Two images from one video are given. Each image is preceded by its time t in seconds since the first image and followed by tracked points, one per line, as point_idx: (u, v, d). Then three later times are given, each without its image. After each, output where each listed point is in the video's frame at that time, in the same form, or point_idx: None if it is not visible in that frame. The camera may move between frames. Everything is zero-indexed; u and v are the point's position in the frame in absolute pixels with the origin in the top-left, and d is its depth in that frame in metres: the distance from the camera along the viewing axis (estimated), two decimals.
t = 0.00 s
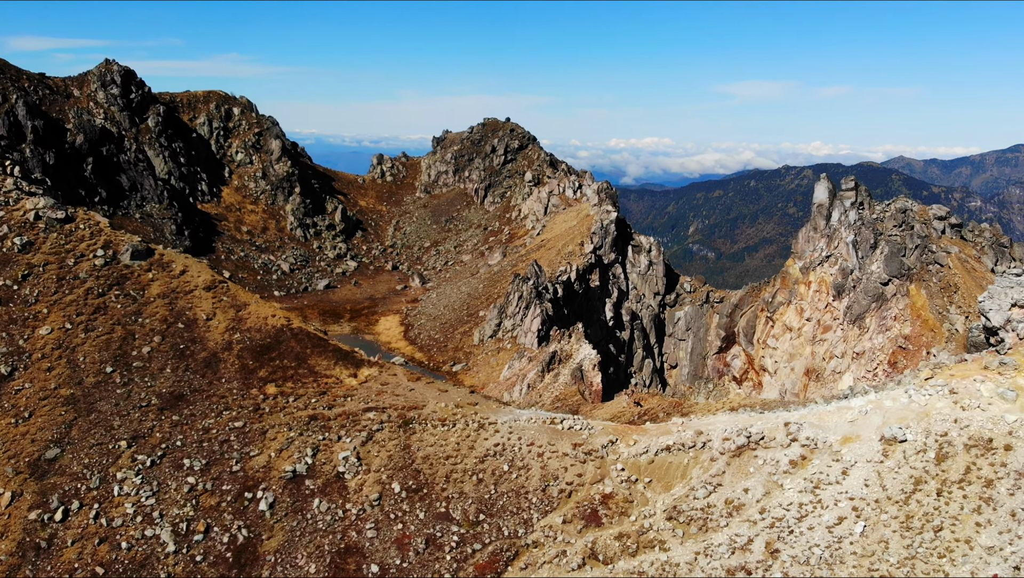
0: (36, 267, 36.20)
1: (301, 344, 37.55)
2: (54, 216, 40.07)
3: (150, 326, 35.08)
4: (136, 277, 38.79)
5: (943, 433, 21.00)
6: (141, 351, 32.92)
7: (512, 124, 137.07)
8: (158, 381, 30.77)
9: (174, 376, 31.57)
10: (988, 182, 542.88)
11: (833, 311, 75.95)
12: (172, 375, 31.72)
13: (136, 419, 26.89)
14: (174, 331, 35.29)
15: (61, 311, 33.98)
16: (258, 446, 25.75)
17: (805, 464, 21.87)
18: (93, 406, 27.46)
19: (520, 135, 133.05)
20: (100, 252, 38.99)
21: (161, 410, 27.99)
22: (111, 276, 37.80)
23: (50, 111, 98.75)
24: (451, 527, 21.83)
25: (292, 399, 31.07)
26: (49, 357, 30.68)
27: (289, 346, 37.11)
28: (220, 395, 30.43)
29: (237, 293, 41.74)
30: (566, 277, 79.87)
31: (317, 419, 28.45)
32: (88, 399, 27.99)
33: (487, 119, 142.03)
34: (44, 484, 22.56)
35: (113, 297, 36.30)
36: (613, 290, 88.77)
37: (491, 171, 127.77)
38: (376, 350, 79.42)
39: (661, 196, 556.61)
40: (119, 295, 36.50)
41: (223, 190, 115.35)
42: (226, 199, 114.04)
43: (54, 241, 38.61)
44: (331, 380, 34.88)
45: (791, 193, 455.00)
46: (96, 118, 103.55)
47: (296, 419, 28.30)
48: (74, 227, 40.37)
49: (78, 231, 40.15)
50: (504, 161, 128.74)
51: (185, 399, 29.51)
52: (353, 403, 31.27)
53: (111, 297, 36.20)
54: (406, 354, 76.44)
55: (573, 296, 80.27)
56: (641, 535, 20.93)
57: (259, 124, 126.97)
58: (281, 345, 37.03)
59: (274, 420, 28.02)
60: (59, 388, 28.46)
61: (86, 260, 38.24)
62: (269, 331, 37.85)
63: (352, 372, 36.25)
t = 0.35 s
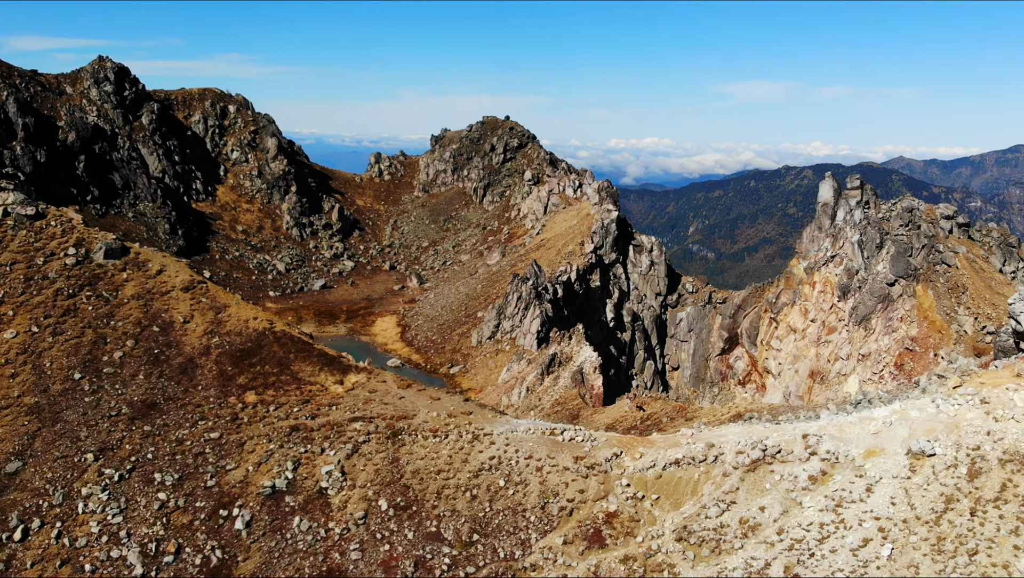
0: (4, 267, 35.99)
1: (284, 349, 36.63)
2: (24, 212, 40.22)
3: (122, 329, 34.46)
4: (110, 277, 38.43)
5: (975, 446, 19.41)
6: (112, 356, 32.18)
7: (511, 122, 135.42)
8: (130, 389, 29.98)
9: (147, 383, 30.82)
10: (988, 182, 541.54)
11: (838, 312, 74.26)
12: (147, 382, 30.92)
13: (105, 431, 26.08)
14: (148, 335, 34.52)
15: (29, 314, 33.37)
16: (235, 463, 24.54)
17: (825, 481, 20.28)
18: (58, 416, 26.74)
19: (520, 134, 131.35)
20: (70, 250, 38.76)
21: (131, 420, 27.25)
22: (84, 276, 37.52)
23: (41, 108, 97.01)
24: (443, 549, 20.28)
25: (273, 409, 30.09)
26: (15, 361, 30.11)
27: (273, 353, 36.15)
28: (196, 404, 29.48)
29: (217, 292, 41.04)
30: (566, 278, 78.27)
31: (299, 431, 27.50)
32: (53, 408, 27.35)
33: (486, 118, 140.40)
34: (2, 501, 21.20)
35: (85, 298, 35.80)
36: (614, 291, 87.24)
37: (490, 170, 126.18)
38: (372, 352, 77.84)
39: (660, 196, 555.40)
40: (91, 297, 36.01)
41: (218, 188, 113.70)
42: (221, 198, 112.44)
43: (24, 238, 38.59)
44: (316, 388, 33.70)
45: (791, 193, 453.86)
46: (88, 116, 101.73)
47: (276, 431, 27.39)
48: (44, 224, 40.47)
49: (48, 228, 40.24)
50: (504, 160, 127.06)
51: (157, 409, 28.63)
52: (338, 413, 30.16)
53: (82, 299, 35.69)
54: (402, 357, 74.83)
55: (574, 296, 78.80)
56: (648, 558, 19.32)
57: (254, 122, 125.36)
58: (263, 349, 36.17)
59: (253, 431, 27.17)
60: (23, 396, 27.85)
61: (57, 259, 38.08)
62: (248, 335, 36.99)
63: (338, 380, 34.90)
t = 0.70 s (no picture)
0: None
1: (263, 353, 37.66)
2: None
3: (91, 331, 35.60)
4: (81, 276, 39.94)
5: (1014, 460, 17.75)
6: (79, 361, 33.02)
7: (511, 120, 133.65)
8: (98, 397, 30.38)
9: (116, 390, 31.39)
10: (988, 182, 540.07)
11: (844, 313, 72.58)
12: (115, 389, 31.44)
13: (68, 442, 26.14)
14: (118, 338, 35.61)
15: None
16: (208, 478, 24.30)
17: (851, 499, 18.64)
18: (21, 426, 26.99)
19: (519, 132, 129.56)
20: (39, 249, 40.21)
21: (98, 430, 27.46)
22: (52, 274, 38.85)
23: (32, 104, 95.08)
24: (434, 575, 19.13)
25: (250, 418, 30.08)
26: None
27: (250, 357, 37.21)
28: (167, 412, 29.96)
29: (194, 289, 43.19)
30: (566, 278, 76.55)
31: (277, 443, 27.02)
32: (16, 417, 27.65)
33: (486, 116, 138.61)
34: None
35: (52, 298, 37.01)
36: (615, 290, 85.48)
37: (489, 169, 124.47)
38: (368, 353, 76.33)
39: (661, 196, 553.80)
40: (58, 297, 37.26)
41: (213, 187, 112.08)
42: (216, 197, 110.80)
43: None
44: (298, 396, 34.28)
45: (791, 194, 452.70)
46: (80, 112, 99.68)
47: (254, 442, 27.28)
48: (14, 220, 42.10)
49: (18, 225, 41.86)
50: (503, 158, 125.30)
51: (126, 417, 29.09)
52: (321, 422, 29.86)
53: (50, 299, 36.90)
54: (399, 358, 73.25)
55: (574, 297, 77.15)
56: None
57: (250, 120, 123.71)
58: (241, 353, 37.28)
59: (228, 443, 27.00)
60: None
61: (24, 256, 39.47)
62: (225, 339, 38.24)
63: (323, 388, 35.31)
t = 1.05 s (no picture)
0: None
1: (242, 358, 37.46)
2: None
3: (57, 335, 36.00)
4: (50, 274, 40.66)
5: None
6: (44, 367, 33.21)
7: (512, 118, 131.96)
8: (62, 407, 30.44)
9: (81, 398, 31.50)
10: (990, 182, 538.14)
11: (850, 314, 70.92)
12: (81, 398, 31.52)
13: (28, 456, 26.10)
14: (87, 343, 35.88)
15: None
16: (179, 495, 24.21)
17: (881, 519, 18.11)
18: None
19: (519, 130, 127.86)
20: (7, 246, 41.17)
21: (59, 443, 27.45)
22: (19, 273, 39.65)
23: (24, 101, 93.28)
24: None
25: (227, 428, 29.81)
26: None
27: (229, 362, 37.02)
28: (136, 423, 29.88)
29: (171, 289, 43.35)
30: (567, 277, 74.94)
31: (255, 457, 26.77)
32: None
33: (486, 113, 136.91)
34: None
35: (19, 300, 37.60)
36: (617, 290, 83.67)
37: (489, 167, 122.79)
38: (365, 354, 74.76)
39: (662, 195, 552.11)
40: (25, 299, 37.86)
41: (209, 185, 110.52)
42: (212, 195, 109.28)
43: None
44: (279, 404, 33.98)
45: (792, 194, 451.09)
46: (73, 109, 97.79)
47: (229, 455, 26.98)
48: None
49: None
50: (503, 156, 123.64)
51: (92, 427, 29.04)
52: (303, 434, 29.43)
53: (17, 301, 37.48)
54: (397, 359, 71.67)
55: (575, 297, 75.52)
56: None
57: (247, 117, 122.12)
58: (219, 358, 37.16)
59: (202, 456, 26.85)
60: None
61: None
62: (202, 342, 38.12)
63: (306, 395, 34.93)
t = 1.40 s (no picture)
0: None
1: (221, 363, 37.10)
2: None
3: (24, 336, 35.98)
4: (18, 272, 40.62)
5: None
6: (8, 372, 33.01)
7: (515, 115, 130.27)
8: (24, 417, 30.13)
9: (45, 407, 31.25)
10: (994, 182, 535.68)
11: (860, 314, 69.12)
12: (44, 406, 31.27)
13: None
14: (52, 346, 35.73)
15: None
16: (146, 515, 23.95)
17: (924, 543, 18.48)
18: None
19: (522, 127, 126.10)
20: None
21: (19, 455, 27.28)
22: None
23: (19, 97, 91.54)
24: None
25: (201, 440, 29.51)
26: None
27: (208, 367, 36.66)
28: (103, 433, 29.71)
29: (145, 289, 43.32)
30: (571, 277, 73.33)
31: (231, 472, 26.45)
32: None
33: (489, 111, 135.23)
34: None
35: None
36: (621, 290, 81.84)
37: (492, 165, 121.16)
38: (363, 356, 73.12)
39: (665, 195, 550.34)
40: None
41: (207, 183, 109.00)
42: (211, 193, 107.78)
43: None
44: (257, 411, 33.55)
45: (796, 194, 449.28)
46: (70, 105, 96.05)
47: (203, 470, 26.70)
48: None
49: None
50: (505, 154, 121.95)
51: (56, 438, 28.88)
52: (283, 448, 28.87)
53: None
54: (397, 361, 70.07)
55: (579, 297, 73.87)
56: None
57: (246, 115, 120.61)
58: (196, 362, 36.83)
59: (173, 472, 26.62)
60: None
61: None
62: (177, 346, 37.98)
63: (290, 404, 34.20)
